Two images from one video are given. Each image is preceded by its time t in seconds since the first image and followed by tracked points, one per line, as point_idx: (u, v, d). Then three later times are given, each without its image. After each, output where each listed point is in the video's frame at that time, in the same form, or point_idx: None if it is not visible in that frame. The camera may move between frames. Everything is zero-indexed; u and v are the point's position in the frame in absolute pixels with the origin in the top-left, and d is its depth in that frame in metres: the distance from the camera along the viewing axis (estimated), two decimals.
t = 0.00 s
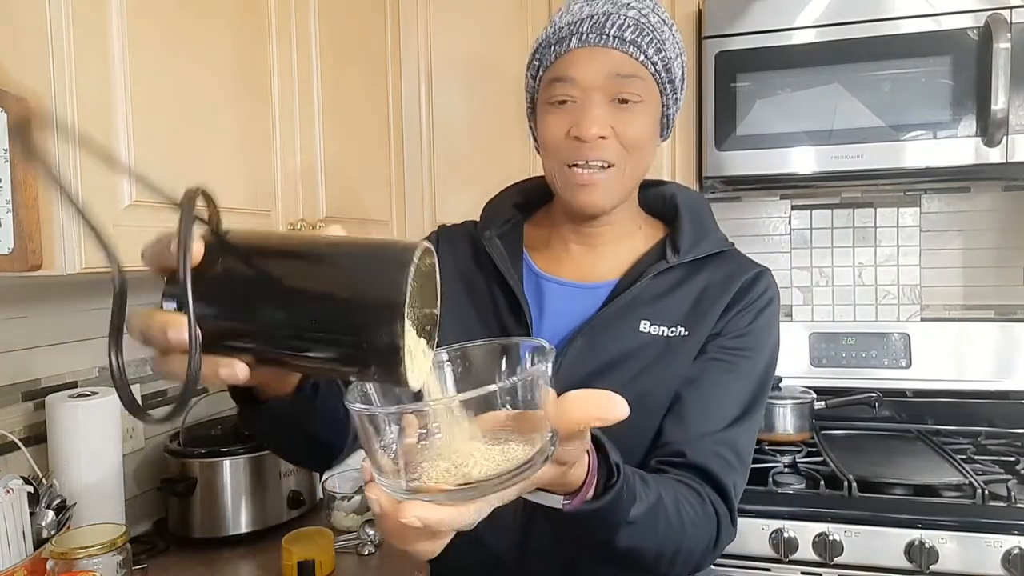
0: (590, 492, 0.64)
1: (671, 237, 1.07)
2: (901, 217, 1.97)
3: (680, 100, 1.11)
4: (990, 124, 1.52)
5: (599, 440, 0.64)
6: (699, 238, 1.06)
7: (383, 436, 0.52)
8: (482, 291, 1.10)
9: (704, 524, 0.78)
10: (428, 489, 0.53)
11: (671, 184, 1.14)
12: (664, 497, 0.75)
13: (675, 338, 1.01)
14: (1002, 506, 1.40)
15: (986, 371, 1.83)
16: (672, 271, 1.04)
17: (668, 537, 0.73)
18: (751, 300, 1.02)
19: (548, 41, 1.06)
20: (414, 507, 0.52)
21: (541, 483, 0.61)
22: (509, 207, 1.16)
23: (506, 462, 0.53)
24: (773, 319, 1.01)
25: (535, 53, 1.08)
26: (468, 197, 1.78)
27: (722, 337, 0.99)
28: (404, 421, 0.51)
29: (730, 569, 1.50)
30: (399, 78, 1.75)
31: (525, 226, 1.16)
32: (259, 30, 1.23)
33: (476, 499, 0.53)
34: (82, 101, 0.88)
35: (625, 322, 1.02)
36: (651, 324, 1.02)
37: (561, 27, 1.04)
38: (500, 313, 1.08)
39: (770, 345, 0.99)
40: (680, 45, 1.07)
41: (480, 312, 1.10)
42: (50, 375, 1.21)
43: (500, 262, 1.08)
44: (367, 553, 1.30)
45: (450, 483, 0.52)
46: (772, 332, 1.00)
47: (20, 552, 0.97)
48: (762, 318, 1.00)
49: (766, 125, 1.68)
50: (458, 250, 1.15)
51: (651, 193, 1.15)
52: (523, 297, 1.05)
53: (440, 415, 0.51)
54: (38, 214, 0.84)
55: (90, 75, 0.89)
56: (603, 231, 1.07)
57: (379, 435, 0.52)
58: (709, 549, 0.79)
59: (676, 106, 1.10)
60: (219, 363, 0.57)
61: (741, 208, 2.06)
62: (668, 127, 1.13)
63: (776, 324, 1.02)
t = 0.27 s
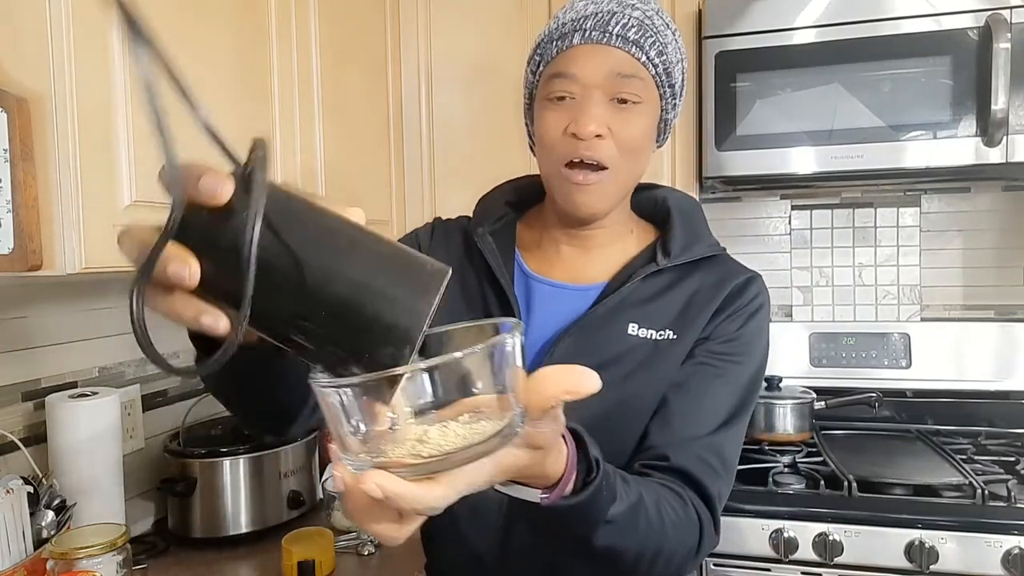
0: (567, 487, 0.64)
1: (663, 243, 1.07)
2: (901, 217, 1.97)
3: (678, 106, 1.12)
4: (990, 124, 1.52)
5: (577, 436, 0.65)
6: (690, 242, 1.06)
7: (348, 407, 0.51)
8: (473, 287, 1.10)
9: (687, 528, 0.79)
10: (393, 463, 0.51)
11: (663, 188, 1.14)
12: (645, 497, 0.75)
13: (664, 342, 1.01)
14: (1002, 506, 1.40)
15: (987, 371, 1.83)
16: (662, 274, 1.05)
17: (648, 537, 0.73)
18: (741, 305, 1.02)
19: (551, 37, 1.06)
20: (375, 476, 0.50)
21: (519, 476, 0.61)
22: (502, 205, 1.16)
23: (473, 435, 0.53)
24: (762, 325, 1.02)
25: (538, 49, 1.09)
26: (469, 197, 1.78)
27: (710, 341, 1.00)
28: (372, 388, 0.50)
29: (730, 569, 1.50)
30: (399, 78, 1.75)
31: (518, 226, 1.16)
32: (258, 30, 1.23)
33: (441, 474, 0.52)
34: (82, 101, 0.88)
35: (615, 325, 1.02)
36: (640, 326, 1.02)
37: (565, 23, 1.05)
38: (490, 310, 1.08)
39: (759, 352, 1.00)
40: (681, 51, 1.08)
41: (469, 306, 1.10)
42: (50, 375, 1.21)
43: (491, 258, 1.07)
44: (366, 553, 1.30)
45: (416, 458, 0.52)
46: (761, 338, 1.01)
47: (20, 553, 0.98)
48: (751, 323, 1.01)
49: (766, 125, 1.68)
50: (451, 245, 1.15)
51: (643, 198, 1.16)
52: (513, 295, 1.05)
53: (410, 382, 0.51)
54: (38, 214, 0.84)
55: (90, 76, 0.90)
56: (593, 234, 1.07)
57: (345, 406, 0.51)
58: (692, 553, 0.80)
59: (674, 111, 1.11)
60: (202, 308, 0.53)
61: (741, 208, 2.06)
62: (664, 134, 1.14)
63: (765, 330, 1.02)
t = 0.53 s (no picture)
0: (544, 485, 0.64)
1: (660, 241, 1.08)
2: (901, 217, 1.97)
3: (675, 103, 1.12)
4: (990, 124, 1.52)
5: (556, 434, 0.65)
6: (687, 241, 1.06)
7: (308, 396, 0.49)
8: (473, 285, 1.10)
9: (677, 529, 0.79)
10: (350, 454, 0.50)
11: (663, 187, 1.14)
12: (632, 497, 0.75)
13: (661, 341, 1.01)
14: (1002, 506, 1.40)
15: (987, 371, 1.83)
16: (660, 274, 1.05)
17: (634, 536, 0.73)
18: (739, 305, 1.02)
19: (545, 36, 1.06)
20: (332, 466, 0.49)
21: (494, 474, 0.60)
22: (502, 203, 1.17)
23: (431, 430, 0.50)
24: (760, 324, 1.02)
25: (532, 48, 1.09)
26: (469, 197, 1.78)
27: (707, 341, 1.00)
28: (332, 379, 0.47)
29: (730, 569, 1.50)
30: (399, 78, 1.75)
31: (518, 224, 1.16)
32: (258, 30, 1.23)
33: (400, 468, 0.51)
34: (82, 101, 0.88)
35: (611, 325, 1.02)
36: (636, 326, 1.02)
37: (559, 21, 1.05)
38: (489, 308, 1.08)
39: (757, 350, 1.00)
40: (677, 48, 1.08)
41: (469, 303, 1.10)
42: (50, 375, 1.21)
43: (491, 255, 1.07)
44: (366, 553, 1.30)
45: (374, 451, 0.50)
46: (759, 337, 1.01)
47: (20, 552, 0.97)
48: (749, 323, 1.01)
49: (767, 125, 1.68)
50: (451, 241, 1.15)
51: (642, 197, 1.16)
52: (512, 295, 1.05)
53: (378, 375, 0.47)
54: (38, 214, 0.84)
55: (91, 75, 0.90)
56: (591, 233, 1.07)
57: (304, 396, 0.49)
58: (682, 553, 0.80)
59: (671, 109, 1.11)
60: (207, 250, 0.54)
61: (741, 208, 2.06)
62: (662, 131, 1.14)
63: (763, 329, 1.02)
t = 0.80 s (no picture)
0: (542, 487, 0.64)
1: (662, 241, 1.08)
2: (901, 217, 1.97)
3: (677, 102, 1.12)
4: (990, 124, 1.52)
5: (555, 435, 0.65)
6: (689, 241, 1.06)
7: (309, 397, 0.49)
8: (474, 284, 1.10)
9: (675, 531, 0.79)
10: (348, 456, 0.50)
11: (665, 188, 1.14)
12: (629, 498, 0.75)
13: (662, 342, 1.01)
14: (1002, 506, 1.40)
15: (987, 371, 1.83)
16: (661, 274, 1.05)
17: (632, 537, 0.73)
18: (740, 306, 1.02)
19: (547, 35, 1.07)
20: (332, 467, 0.49)
21: (490, 475, 0.60)
22: (503, 202, 1.17)
23: (430, 433, 0.50)
24: (761, 326, 1.02)
25: (533, 47, 1.09)
26: (469, 197, 1.78)
27: (708, 342, 1.00)
28: (332, 379, 0.48)
29: (730, 569, 1.50)
30: (399, 78, 1.75)
31: (519, 223, 1.16)
32: (258, 30, 1.23)
33: (399, 470, 0.51)
34: (82, 101, 0.88)
35: (612, 325, 1.02)
36: (638, 328, 1.02)
37: (560, 20, 1.05)
38: (490, 307, 1.07)
39: (757, 352, 1.00)
40: (678, 46, 1.08)
41: (472, 301, 1.10)
42: (50, 375, 1.21)
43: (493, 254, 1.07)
44: (367, 553, 1.30)
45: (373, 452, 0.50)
46: (759, 338, 1.01)
47: (20, 552, 0.97)
48: (751, 325, 1.01)
49: (767, 125, 1.68)
50: (453, 240, 1.15)
51: (644, 198, 1.16)
52: (513, 295, 1.05)
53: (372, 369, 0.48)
54: (38, 213, 0.84)
55: (91, 75, 0.90)
56: (591, 233, 1.07)
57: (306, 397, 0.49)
58: (679, 554, 0.80)
59: (673, 108, 1.11)
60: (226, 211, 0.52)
61: (741, 208, 2.06)
62: (664, 131, 1.14)
63: (764, 331, 1.02)
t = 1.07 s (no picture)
0: (543, 484, 0.64)
1: (665, 242, 1.08)
2: (901, 217, 1.97)
3: (679, 102, 1.12)
4: (990, 124, 1.52)
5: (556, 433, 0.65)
6: (693, 242, 1.06)
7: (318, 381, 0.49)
8: (478, 282, 1.10)
9: (675, 530, 0.79)
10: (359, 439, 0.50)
11: (669, 188, 1.15)
12: (630, 497, 0.75)
13: (665, 343, 1.01)
14: (1002, 506, 1.40)
15: (987, 371, 1.83)
16: (664, 275, 1.05)
17: (632, 535, 0.73)
18: (743, 307, 1.02)
19: (550, 36, 1.07)
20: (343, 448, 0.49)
21: (491, 470, 0.60)
22: (507, 201, 1.17)
23: (437, 420, 0.51)
24: (764, 329, 1.02)
25: (537, 47, 1.09)
26: (468, 197, 1.78)
27: (711, 342, 1.00)
28: (340, 363, 0.49)
29: (730, 569, 1.50)
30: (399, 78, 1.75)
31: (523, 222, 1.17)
32: (259, 30, 1.23)
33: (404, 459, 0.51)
34: (82, 101, 0.88)
35: (614, 325, 1.02)
36: (640, 328, 1.02)
37: (564, 20, 1.05)
38: (493, 305, 1.08)
39: (760, 353, 1.00)
40: (681, 46, 1.08)
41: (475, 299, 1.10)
42: (50, 375, 1.21)
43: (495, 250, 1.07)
44: (366, 553, 1.30)
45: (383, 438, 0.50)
46: (762, 340, 1.01)
47: (20, 552, 0.97)
48: (753, 326, 1.01)
49: (766, 125, 1.68)
50: (456, 239, 1.15)
51: (647, 199, 1.16)
52: (516, 294, 1.05)
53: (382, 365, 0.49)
54: (38, 213, 0.84)
55: (91, 75, 0.90)
56: (595, 234, 1.07)
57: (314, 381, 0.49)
58: (679, 553, 0.80)
59: (676, 108, 1.11)
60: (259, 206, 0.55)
61: (741, 208, 2.06)
62: (667, 131, 1.14)
63: (767, 333, 1.02)
